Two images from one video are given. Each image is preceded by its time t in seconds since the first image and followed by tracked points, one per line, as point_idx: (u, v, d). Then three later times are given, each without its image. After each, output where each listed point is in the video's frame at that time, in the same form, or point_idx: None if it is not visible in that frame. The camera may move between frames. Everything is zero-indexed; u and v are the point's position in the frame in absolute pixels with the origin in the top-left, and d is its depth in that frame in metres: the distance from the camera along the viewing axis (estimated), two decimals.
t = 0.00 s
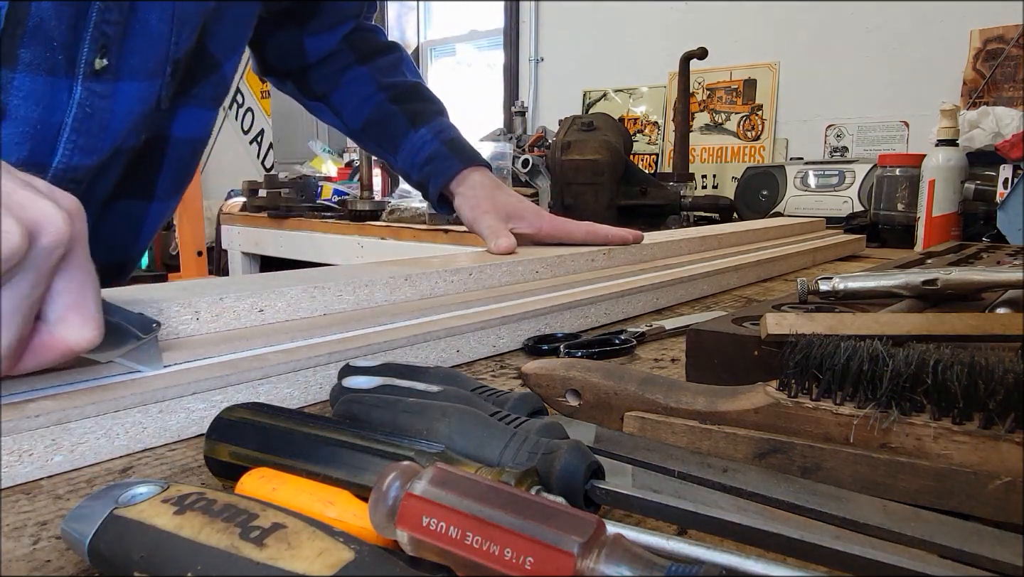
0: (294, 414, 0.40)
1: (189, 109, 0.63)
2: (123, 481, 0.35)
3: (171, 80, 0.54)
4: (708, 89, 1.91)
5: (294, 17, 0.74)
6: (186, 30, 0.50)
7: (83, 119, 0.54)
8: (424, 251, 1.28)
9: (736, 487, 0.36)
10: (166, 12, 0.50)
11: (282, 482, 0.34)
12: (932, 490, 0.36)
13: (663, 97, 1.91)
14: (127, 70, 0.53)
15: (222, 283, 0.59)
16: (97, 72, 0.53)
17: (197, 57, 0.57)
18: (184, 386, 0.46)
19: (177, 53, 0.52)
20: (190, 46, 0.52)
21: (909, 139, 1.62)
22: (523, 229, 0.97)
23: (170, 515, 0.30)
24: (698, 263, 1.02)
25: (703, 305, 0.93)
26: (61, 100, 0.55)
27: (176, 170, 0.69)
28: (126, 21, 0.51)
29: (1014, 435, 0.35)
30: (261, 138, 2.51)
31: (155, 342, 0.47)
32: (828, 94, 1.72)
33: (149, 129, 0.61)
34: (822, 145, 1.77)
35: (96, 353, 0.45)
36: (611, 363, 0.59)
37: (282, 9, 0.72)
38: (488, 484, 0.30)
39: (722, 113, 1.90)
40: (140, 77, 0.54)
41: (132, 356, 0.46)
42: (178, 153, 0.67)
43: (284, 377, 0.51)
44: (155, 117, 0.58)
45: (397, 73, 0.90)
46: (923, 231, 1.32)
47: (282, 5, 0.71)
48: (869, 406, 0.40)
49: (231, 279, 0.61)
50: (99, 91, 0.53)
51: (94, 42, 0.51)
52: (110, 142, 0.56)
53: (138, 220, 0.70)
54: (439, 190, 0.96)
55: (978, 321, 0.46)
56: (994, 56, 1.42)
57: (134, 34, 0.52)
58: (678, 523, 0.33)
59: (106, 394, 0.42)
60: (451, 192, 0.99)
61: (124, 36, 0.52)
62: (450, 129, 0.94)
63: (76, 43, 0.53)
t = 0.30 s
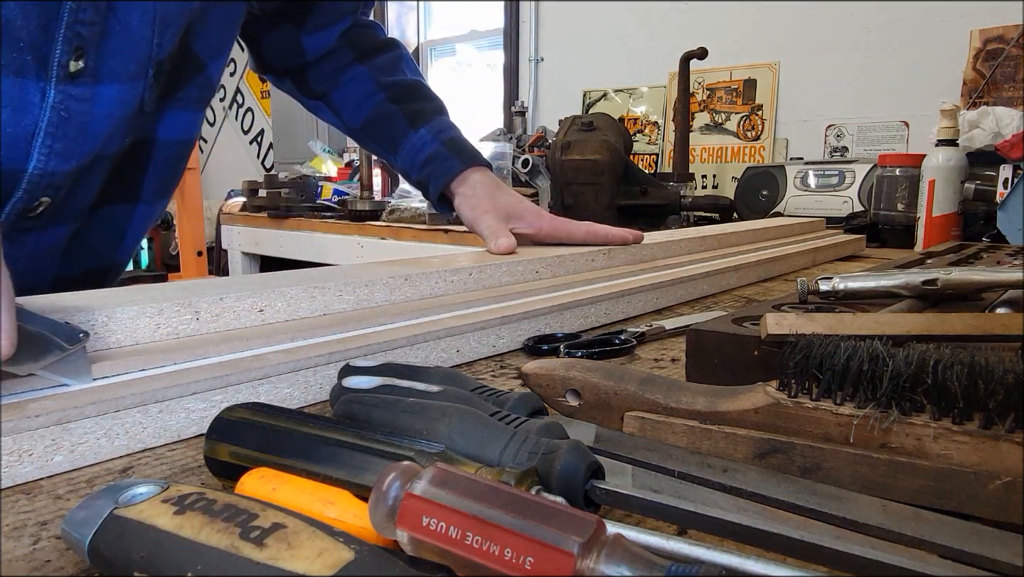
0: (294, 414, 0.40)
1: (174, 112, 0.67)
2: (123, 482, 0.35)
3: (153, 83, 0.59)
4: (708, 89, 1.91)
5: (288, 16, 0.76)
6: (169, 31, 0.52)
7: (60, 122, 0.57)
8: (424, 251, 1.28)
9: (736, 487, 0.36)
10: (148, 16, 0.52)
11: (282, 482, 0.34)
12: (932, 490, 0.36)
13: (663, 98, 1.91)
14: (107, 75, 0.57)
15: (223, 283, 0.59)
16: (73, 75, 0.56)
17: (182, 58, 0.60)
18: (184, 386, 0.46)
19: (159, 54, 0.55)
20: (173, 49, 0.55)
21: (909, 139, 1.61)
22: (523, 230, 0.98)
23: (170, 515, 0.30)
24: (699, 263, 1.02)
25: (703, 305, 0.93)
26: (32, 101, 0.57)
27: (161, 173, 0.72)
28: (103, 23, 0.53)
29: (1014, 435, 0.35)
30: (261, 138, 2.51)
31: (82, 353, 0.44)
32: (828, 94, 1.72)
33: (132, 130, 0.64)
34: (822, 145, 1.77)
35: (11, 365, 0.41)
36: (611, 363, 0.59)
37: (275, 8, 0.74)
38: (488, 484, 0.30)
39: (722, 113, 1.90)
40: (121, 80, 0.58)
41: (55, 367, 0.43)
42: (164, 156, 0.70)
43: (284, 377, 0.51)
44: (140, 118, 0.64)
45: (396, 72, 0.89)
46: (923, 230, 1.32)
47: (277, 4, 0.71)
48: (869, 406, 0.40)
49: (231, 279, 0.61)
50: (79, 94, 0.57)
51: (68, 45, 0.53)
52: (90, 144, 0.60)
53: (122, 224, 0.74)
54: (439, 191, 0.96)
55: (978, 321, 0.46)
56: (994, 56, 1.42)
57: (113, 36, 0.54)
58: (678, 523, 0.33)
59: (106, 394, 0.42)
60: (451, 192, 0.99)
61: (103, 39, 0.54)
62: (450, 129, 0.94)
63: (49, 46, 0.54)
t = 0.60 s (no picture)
0: (295, 414, 0.40)
1: (172, 114, 0.66)
2: (123, 482, 0.35)
3: (149, 84, 0.61)
4: (708, 89, 1.91)
5: (288, 15, 0.74)
6: (164, 30, 0.53)
7: (50, 123, 0.58)
8: (424, 251, 1.28)
9: (737, 487, 0.36)
10: (141, 15, 0.54)
11: (282, 482, 0.34)
12: (931, 490, 0.36)
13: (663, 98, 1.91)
14: (100, 76, 0.59)
15: (223, 283, 0.59)
16: (64, 74, 0.57)
17: (180, 61, 0.60)
18: (184, 387, 0.46)
19: (154, 55, 0.57)
20: (167, 49, 0.56)
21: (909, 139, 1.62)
22: (523, 229, 0.98)
23: (170, 515, 0.30)
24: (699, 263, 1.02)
25: (703, 305, 0.93)
26: (21, 102, 0.56)
27: (160, 175, 0.71)
28: (94, 22, 0.55)
29: (1014, 435, 0.35)
30: (261, 138, 2.51)
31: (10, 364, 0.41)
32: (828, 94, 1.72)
33: (129, 132, 0.64)
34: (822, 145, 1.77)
35: None
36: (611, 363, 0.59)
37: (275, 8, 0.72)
38: (488, 484, 0.30)
39: (722, 113, 1.91)
40: (116, 81, 0.60)
41: None
42: (161, 158, 0.69)
43: (284, 377, 0.51)
44: (136, 120, 0.64)
45: (397, 70, 0.89)
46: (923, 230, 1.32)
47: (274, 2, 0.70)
48: (869, 405, 0.40)
49: (231, 279, 0.61)
50: (73, 95, 0.58)
51: (57, 46, 0.55)
52: (84, 147, 0.61)
53: (119, 227, 0.73)
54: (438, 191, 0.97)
55: (979, 321, 0.46)
56: (995, 56, 1.42)
57: (104, 36, 0.56)
58: (678, 523, 0.33)
59: (106, 394, 0.42)
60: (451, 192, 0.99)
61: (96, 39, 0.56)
62: (450, 129, 0.94)
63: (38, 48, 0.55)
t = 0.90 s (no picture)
0: (296, 414, 0.40)
1: (205, 102, 0.67)
2: (123, 482, 0.35)
3: (182, 71, 0.62)
4: (708, 88, 1.91)
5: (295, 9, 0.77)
6: (195, 18, 0.54)
7: (89, 108, 0.60)
8: (424, 251, 1.28)
9: (736, 487, 0.36)
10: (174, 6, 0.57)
11: (282, 482, 0.34)
12: (931, 490, 0.36)
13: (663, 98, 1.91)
14: (136, 61, 0.60)
15: (223, 283, 0.59)
16: (99, 59, 0.58)
17: (212, 51, 0.61)
18: (184, 387, 0.46)
19: (186, 42, 0.59)
20: (198, 35, 0.58)
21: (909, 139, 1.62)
22: (523, 229, 0.97)
23: (170, 515, 0.30)
24: (699, 263, 1.02)
25: (703, 305, 0.93)
26: (58, 85, 0.59)
27: (194, 163, 0.74)
28: (127, 9, 0.57)
29: (1014, 435, 0.35)
30: (261, 138, 2.50)
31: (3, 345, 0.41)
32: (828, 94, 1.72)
33: (167, 120, 0.66)
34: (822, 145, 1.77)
35: None
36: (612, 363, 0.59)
37: None
38: (488, 485, 0.30)
39: (722, 113, 1.91)
40: (150, 67, 0.61)
41: None
42: (195, 146, 0.71)
43: (285, 377, 0.52)
44: (171, 108, 0.65)
45: (402, 70, 0.90)
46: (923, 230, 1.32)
47: None
48: (869, 406, 0.40)
49: (232, 279, 0.61)
50: (107, 80, 0.60)
51: (90, 30, 0.57)
52: (123, 134, 0.63)
53: (159, 213, 0.75)
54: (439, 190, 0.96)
55: (979, 321, 0.46)
56: (995, 56, 1.42)
57: (136, 20, 0.58)
58: (678, 523, 0.33)
59: (106, 394, 0.42)
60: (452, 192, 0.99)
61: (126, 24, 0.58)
62: (451, 129, 0.93)
63: (74, 33, 0.57)
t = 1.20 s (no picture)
0: (296, 414, 0.40)
1: (306, 84, 0.78)
2: (123, 481, 0.35)
3: (293, 53, 0.71)
4: (708, 89, 1.90)
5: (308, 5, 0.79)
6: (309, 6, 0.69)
7: (226, 85, 0.69)
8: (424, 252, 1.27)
9: (736, 487, 0.36)
10: None
11: (282, 482, 0.34)
12: (931, 490, 0.36)
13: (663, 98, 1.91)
14: (258, 44, 0.68)
15: (222, 282, 0.59)
16: (233, 44, 0.67)
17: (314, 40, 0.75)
18: (185, 387, 0.46)
19: (301, 26, 0.70)
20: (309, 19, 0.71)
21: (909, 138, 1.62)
22: (522, 230, 0.97)
23: (170, 515, 0.30)
24: (699, 263, 1.02)
25: (703, 305, 0.93)
26: (205, 70, 0.68)
27: (300, 139, 0.82)
28: None
29: (1015, 435, 0.35)
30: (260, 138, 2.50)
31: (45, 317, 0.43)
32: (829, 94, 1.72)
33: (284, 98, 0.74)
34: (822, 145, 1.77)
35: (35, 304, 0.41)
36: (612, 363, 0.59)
37: None
38: (489, 485, 0.30)
39: (722, 113, 1.91)
40: (269, 50, 0.69)
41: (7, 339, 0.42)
42: (301, 128, 0.80)
43: (285, 377, 0.52)
44: (287, 90, 0.74)
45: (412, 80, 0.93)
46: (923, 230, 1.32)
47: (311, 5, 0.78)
48: (869, 406, 0.40)
49: (232, 279, 0.61)
50: (239, 62, 0.68)
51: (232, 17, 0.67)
52: (255, 111, 0.71)
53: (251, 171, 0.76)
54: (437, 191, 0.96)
55: (978, 321, 0.46)
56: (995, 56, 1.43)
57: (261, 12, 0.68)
58: (678, 523, 0.33)
59: (106, 394, 0.42)
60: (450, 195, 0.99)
61: (254, 14, 0.68)
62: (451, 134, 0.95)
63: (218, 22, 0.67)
